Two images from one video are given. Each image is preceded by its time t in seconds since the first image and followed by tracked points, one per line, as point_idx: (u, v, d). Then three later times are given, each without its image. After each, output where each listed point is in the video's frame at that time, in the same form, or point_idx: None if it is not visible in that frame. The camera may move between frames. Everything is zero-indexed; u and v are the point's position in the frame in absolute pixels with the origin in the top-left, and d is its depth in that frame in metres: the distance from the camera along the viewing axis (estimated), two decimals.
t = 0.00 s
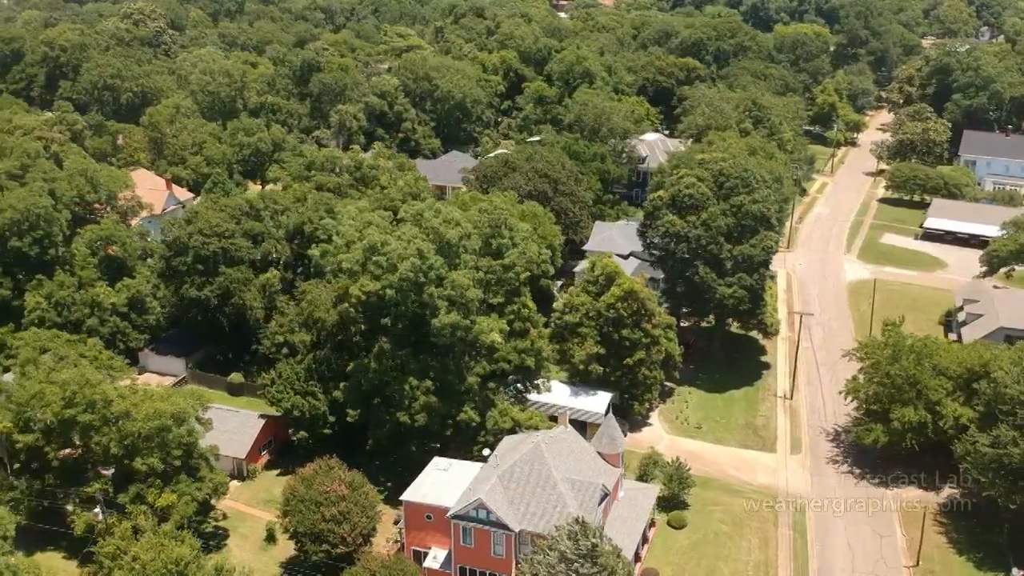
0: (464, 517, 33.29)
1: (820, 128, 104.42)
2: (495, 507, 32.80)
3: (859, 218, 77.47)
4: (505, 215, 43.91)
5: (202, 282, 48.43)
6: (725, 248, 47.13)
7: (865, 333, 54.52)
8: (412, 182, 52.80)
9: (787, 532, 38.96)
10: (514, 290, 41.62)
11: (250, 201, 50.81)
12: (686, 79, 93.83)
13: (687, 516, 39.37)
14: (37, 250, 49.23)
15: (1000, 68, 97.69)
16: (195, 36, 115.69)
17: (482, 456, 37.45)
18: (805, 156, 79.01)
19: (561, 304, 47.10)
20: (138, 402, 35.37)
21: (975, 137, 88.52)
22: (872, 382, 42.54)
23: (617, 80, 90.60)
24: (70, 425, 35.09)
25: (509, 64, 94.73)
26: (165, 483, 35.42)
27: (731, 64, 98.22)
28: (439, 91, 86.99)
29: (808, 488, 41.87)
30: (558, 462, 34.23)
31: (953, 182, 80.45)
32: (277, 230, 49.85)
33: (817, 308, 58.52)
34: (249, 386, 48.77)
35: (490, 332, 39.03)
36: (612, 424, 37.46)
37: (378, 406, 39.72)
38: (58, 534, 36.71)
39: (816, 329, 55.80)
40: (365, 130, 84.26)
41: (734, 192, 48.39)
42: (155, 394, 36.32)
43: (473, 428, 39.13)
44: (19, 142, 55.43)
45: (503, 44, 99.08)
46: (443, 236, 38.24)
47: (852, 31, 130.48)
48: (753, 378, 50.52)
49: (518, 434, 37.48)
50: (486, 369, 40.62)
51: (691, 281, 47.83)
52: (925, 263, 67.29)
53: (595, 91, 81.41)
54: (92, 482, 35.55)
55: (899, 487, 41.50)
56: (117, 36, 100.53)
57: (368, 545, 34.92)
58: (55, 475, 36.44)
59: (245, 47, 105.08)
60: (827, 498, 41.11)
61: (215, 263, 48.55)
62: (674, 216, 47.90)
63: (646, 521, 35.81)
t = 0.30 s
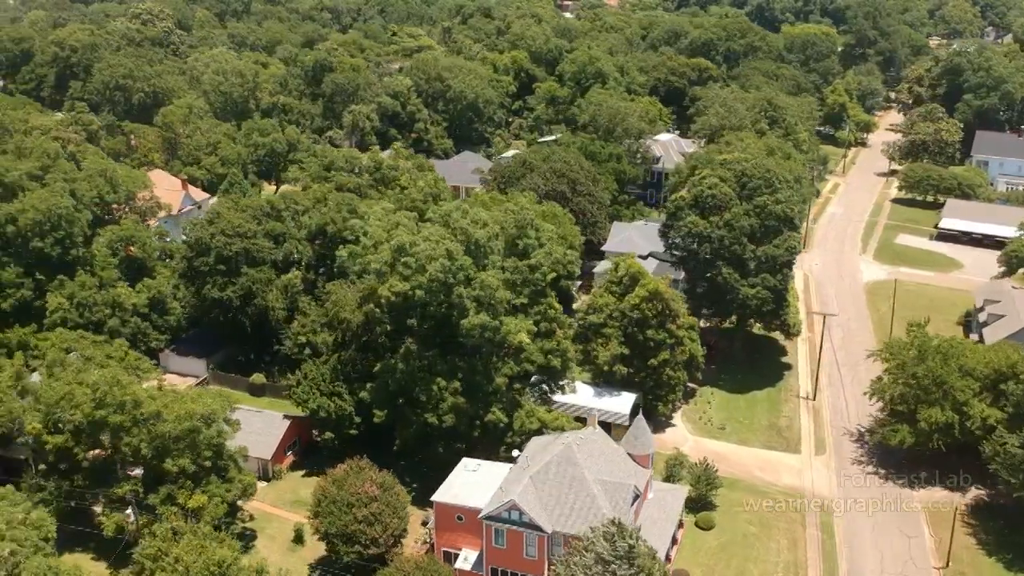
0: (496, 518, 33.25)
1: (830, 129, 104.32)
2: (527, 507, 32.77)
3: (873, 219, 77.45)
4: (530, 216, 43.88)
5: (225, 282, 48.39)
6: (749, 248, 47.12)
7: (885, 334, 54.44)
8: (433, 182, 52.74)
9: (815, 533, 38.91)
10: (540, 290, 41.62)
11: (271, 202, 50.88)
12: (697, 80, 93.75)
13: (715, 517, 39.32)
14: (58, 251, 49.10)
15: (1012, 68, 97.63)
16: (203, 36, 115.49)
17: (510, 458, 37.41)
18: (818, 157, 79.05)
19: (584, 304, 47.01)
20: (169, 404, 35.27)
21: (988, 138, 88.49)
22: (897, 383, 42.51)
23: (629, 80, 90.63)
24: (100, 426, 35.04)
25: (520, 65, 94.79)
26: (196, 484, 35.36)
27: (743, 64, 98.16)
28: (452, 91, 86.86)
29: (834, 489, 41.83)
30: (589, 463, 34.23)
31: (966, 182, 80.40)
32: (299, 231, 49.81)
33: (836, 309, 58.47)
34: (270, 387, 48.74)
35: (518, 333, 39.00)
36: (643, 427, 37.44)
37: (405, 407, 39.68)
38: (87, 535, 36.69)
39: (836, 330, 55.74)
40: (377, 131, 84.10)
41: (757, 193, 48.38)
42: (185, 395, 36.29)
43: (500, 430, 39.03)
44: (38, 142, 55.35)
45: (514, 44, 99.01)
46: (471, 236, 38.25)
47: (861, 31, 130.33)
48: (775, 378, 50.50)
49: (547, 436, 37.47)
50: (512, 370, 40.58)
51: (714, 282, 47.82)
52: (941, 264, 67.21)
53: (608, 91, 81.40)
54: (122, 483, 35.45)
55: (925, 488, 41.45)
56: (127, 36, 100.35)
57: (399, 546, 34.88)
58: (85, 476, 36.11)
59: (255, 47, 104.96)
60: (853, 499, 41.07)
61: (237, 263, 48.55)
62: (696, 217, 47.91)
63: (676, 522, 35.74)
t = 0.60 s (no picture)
0: (528, 519, 33.16)
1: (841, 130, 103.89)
2: (559, 508, 32.72)
3: (887, 219, 77.45)
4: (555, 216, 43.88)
5: (247, 283, 48.37)
6: (772, 248, 47.14)
7: (905, 335, 54.42)
8: (454, 182, 52.68)
9: (843, 534, 38.83)
10: (566, 290, 41.64)
11: (292, 203, 50.95)
12: (709, 80, 93.68)
13: (742, 518, 39.23)
14: (80, 251, 48.96)
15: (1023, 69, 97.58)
16: (212, 36, 115.28)
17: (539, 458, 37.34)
18: (832, 157, 79.08)
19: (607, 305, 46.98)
20: (199, 405, 35.35)
21: (1000, 138, 88.48)
22: (923, 384, 42.48)
23: (641, 81, 90.65)
24: (130, 427, 34.98)
25: (531, 65, 94.79)
26: (226, 485, 35.27)
27: (754, 64, 98.13)
28: (464, 91, 86.73)
29: (860, 490, 41.77)
30: (621, 464, 34.18)
31: (980, 182, 80.38)
32: (321, 231, 49.79)
33: (855, 310, 58.46)
34: (293, 387, 48.70)
35: (545, 334, 38.94)
36: (673, 427, 37.34)
37: (432, 409, 39.62)
38: (115, 536, 36.64)
39: (855, 331, 55.73)
40: (389, 131, 83.96)
41: (780, 193, 48.41)
42: (215, 396, 36.24)
43: (527, 431, 38.90)
44: (57, 142, 55.32)
45: (525, 45, 98.95)
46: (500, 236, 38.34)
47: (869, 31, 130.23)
48: (796, 379, 50.50)
49: (575, 436, 37.43)
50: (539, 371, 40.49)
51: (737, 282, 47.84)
52: (957, 264, 67.12)
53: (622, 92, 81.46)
54: (151, 483, 35.37)
55: (952, 489, 41.38)
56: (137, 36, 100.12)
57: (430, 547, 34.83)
58: (113, 476, 35.91)
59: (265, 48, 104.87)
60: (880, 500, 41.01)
61: (259, 264, 48.57)
62: (719, 217, 47.94)
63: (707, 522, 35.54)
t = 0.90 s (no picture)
0: (560, 520, 33.14)
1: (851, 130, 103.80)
2: (591, 509, 32.69)
3: (900, 219, 77.50)
4: (579, 215, 43.91)
5: (269, 283, 48.37)
6: (795, 249, 47.11)
7: (925, 336, 54.35)
8: (474, 183, 52.65)
9: (870, 535, 38.78)
10: (592, 290, 41.64)
11: (315, 203, 51.10)
12: (721, 81, 93.53)
13: (769, 518, 39.19)
14: (101, 251, 48.83)
15: None
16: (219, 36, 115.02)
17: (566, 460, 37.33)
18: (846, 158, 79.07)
19: (631, 305, 47.01)
20: (230, 406, 35.05)
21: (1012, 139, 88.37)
22: (948, 385, 42.50)
23: (654, 81, 90.66)
24: (159, 428, 34.97)
25: (543, 65, 94.86)
26: (256, 486, 35.24)
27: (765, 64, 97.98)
28: (476, 92, 86.53)
29: (886, 490, 41.71)
30: (652, 465, 34.18)
31: (994, 183, 80.40)
32: (342, 232, 49.79)
33: (873, 311, 58.43)
34: (314, 388, 48.61)
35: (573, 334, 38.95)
36: (702, 429, 37.48)
37: (459, 409, 39.52)
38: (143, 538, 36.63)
39: (875, 331, 55.72)
40: (402, 132, 83.66)
41: (803, 194, 48.40)
42: (244, 396, 36.20)
43: (554, 431, 38.89)
44: (76, 142, 55.28)
45: (536, 44, 98.90)
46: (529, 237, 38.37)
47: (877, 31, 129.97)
48: (818, 380, 50.50)
49: (604, 438, 37.43)
50: (565, 372, 40.40)
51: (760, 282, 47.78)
52: (974, 265, 66.99)
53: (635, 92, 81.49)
54: (181, 484, 35.30)
55: (978, 490, 41.34)
56: (147, 36, 99.96)
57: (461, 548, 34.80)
58: (142, 477, 35.87)
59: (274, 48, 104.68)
60: (906, 500, 40.96)
61: (281, 264, 48.57)
62: (741, 218, 47.93)
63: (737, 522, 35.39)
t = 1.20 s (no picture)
0: (592, 522, 33.09)
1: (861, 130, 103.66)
2: (624, 510, 32.65)
3: (914, 219, 77.52)
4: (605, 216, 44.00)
5: (292, 284, 48.40)
6: (819, 250, 47.09)
7: (945, 338, 54.27)
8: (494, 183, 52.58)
9: (899, 535, 38.68)
10: (618, 291, 41.65)
11: (335, 204, 51.32)
12: (733, 81, 93.48)
13: (797, 520, 39.12)
14: (122, 252, 48.75)
15: None
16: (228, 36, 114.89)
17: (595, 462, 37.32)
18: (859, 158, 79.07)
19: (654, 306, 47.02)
20: (261, 407, 34.97)
21: None
22: (974, 385, 42.51)
23: (665, 82, 90.63)
24: (190, 429, 34.94)
25: (554, 66, 94.86)
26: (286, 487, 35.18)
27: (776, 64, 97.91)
28: (488, 92, 86.36)
29: (912, 491, 41.64)
30: (684, 466, 34.17)
31: (1007, 183, 80.34)
32: (364, 232, 49.79)
33: (892, 311, 58.38)
34: (336, 389, 48.51)
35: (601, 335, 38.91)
36: (732, 428, 37.42)
37: (486, 411, 39.44)
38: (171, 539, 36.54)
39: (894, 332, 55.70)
40: (415, 133, 83.62)
41: (825, 194, 48.43)
42: (274, 398, 36.17)
43: (582, 433, 38.81)
44: (95, 142, 55.25)
45: (547, 45, 98.95)
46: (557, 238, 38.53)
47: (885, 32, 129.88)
48: (839, 381, 50.50)
49: (633, 439, 37.44)
50: (591, 374, 40.34)
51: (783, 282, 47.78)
52: (990, 266, 66.87)
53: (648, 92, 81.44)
54: (210, 486, 35.22)
55: (1004, 491, 41.29)
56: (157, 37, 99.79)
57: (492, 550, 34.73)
58: (170, 478, 35.70)
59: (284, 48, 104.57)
60: (932, 501, 40.89)
61: (303, 265, 48.60)
62: (764, 218, 47.95)
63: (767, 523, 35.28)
